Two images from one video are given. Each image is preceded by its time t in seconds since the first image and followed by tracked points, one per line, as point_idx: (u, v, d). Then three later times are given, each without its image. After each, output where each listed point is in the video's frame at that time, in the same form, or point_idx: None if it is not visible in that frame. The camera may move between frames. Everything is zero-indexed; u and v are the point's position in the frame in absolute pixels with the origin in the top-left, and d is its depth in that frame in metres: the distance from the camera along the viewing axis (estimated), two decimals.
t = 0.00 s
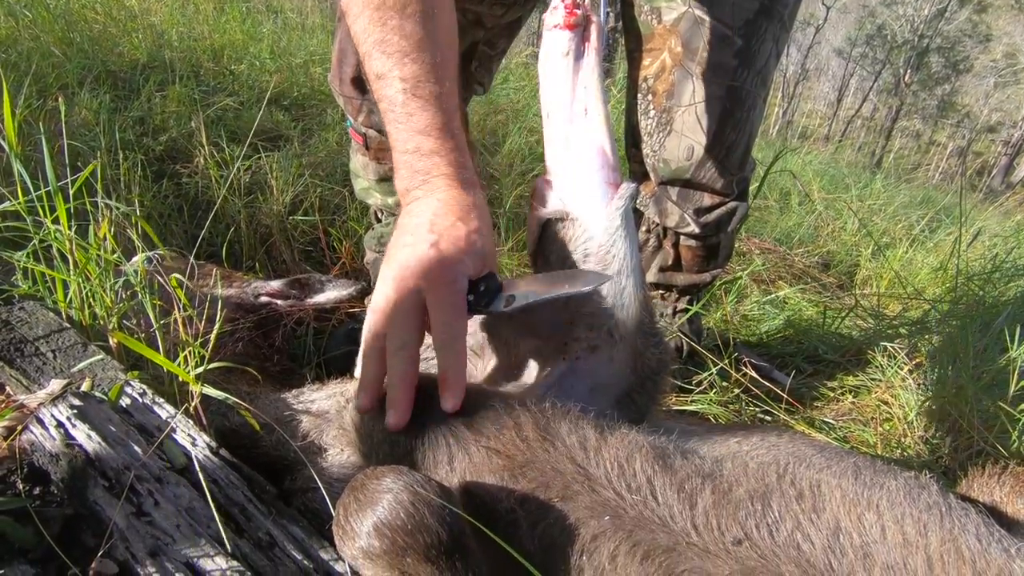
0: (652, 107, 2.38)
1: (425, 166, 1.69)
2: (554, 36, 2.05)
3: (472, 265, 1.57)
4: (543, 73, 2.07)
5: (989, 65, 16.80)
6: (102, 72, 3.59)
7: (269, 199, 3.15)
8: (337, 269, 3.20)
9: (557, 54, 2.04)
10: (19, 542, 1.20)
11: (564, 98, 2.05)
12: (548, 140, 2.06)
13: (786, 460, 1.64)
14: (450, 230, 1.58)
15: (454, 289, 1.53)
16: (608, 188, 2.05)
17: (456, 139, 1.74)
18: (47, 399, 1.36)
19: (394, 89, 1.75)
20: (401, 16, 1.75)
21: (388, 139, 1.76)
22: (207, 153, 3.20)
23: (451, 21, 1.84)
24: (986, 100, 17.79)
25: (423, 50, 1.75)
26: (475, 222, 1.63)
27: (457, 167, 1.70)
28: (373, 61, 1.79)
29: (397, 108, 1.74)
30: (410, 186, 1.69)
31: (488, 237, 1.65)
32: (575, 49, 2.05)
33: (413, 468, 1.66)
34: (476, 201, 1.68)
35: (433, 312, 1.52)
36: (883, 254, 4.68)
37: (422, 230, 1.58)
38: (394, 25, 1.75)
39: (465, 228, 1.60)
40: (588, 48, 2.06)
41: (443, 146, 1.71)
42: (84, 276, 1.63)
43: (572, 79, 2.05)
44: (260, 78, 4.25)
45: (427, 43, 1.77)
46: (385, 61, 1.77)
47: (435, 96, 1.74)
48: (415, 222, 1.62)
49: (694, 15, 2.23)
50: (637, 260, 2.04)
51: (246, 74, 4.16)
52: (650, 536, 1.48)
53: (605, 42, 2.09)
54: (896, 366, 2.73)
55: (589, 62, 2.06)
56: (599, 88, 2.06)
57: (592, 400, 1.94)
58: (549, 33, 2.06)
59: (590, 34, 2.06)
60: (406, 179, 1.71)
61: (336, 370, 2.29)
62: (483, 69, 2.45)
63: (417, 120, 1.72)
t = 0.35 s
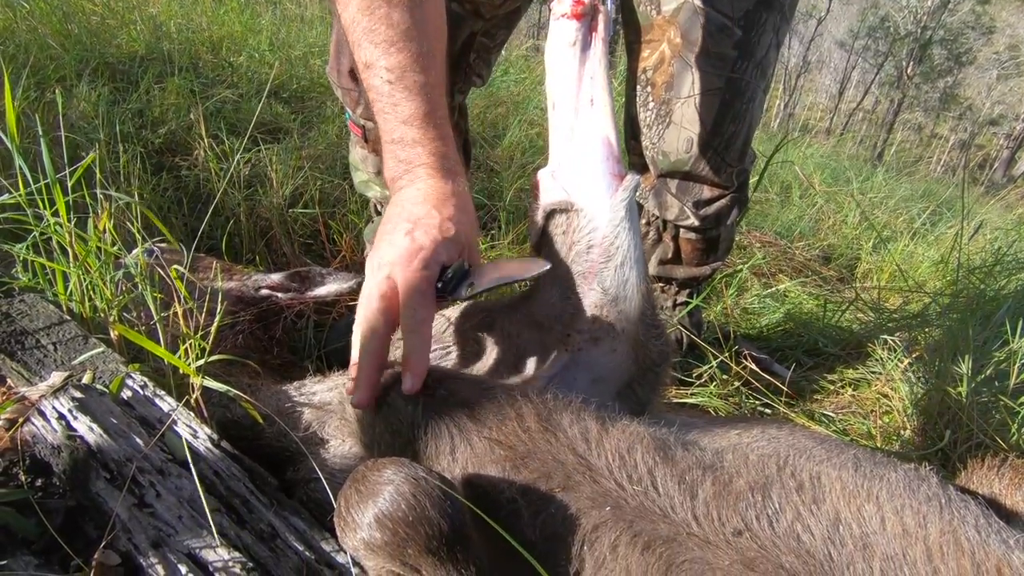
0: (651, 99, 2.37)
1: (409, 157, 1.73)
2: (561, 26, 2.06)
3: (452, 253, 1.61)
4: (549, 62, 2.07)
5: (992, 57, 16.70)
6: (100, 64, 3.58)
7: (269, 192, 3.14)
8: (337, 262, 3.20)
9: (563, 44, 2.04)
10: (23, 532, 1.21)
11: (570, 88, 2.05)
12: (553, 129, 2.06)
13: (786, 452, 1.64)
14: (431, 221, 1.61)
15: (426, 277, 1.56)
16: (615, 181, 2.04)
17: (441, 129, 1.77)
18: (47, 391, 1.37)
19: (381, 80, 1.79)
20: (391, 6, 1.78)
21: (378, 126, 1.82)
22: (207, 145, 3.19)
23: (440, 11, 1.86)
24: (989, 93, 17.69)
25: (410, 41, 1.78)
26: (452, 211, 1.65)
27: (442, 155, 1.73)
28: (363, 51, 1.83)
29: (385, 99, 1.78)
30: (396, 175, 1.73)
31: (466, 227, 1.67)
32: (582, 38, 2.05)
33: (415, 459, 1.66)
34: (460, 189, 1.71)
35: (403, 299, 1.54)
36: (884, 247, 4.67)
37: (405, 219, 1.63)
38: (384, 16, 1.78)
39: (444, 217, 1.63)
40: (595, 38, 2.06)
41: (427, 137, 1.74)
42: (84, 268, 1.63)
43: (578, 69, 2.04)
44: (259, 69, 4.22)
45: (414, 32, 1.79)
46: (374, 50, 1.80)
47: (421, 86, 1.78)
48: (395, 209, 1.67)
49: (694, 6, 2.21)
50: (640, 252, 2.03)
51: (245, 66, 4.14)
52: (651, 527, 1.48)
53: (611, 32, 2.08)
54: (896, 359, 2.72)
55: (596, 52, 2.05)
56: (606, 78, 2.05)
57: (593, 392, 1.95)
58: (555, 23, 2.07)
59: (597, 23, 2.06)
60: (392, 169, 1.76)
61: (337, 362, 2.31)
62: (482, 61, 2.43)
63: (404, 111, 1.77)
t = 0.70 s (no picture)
0: (652, 93, 2.36)
1: (387, 146, 1.76)
2: (564, 20, 2.04)
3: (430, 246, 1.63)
4: (552, 57, 2.06)
5: (995, 52, 16.62)
6: (100, 59, 3.57)
7: (270, 187, 3.14)
8: (338, 258, 3.20)
9: (566, 38, 2.03)
10: (27, 527, 1.20)
11: (573, 82, 2.04)
12: (555, 124, 2.07)
13: (787, 448, 1.65)
14: (407, 216, 1.63)
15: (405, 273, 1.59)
16: (618, 176, 2.04)
17: (421, 117, 1.79)
18: (51, 387, 1.37)
19: (365, 65, 1.82)
20: None
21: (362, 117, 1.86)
22: (207, 141, 3.18)
23: None
24: (991, 87, 17.61)
25: (392, 27, 1.81)
26: (429, 203, 1.67)
27: (421, 146, 1.76)
28: (346, 36, 1.86)
29: (366, 87, 1.82)
30: (376, 166, 1.76)
31: (445, 217, 1.69)
32: (586, 32, 2.03)
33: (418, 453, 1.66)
34: (438, 179, 1.74)
35: (384, 298, 1.58)
36: (886, 242, 4.66)
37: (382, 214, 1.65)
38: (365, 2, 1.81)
39: (421, 209, 1.65)
40: (599, 32, 2.04)
41: (406, 125, 1.77)
42: (85, 264, 1.64)
43: (580, 63, 2.03)
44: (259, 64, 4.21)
45: (395, 17, 1.81)
46: (355, 35, 1.83)
47: (401, 73, 1.80)
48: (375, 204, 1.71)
49: None
50: (642, 247, 2.03)
51: (245, 61, 4.12)
52: (653, 521, 1.49)
53: (615, 26, 2.07)
54: (896, 354, 2.71)
55: (599, 46, 2.04)
56: (609, 73, 2.04)
57: (595, 387, 1.95)
58: (558, 16, 2.05)
59: (600, 17, 2.04)
60: (372, 159, 1.79)
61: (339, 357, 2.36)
62: (483, 56, 2.43)
63: (383, 99, 1.79)
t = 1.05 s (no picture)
0: (654, 90, 2.28)
1: (343, 114, 1.76)
2: (568, 12, 2.04)
3: (393, 210, 1.72)
4: (556, 48, 2.06)
5: (996, 48, 16.57)
6: (100, 56, 3.56)
7: (271, 185, 3.14)
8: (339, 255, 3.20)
9: (571, 29, 2.02)
10: (30, 523, 1.21)
11: (576, 74, 2.04)
12: (558, 114, 2.07)
13: (789, 443, 1.65)
14: (369, 184, 1.70)
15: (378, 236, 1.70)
16: (620, 167, 2.03)
17: (377, 84, 1.78)
18: (52, 385, 1.37)
19: (317, 30, 1.74)
20: None
21: (307, 75, 1.80)
22: (208, 138, 3.18)
23: None
24: (992, 85, 17.57)
25: None
26: (388, 171, 1.73)
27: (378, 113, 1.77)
28: None
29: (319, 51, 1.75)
30: (330, 131, 1.77)
31: (404, 181, 1.77)
32: (590, 24, 2.03)
33: (422, 445, 1.67)
34: (393, 145, 1.77)
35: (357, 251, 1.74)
36: (887, 240, 4.65)
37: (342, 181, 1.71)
38: None
39: (380, 177, 1.71)
40: (603, 24, 2.03)
41: (361, 94, 1.75)
42: (86, 261, 1.64)
43: (584, 55, 2.03)
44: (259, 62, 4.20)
45: None
46: None
47: (357, 41, 1.75)
48: (331, 167, 1.74)
49: None
50: (644, 239, 2.04)
51: (245, 58, 4.12)
52: (656, 514, 1.49)
53: (619, 18, 2.06)
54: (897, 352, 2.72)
55: (603, 39, 2.03)
56: (613, 66, 2.03)
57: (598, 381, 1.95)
58: (563, 10, 2.06)
59: (605, 10, 2.03)
60: (326, 121, 1.78)
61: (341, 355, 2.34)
62: (485, 52, 2.43)
63: (338, 66, 1.75)
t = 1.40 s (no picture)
0: (655, 89, 2.33)
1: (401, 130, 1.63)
2: (573, 9, 2.00)
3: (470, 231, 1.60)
4: (561, 46, 2.04)
5: (998, 47, 16.52)
6: (101, 55, 3.56)
7: (271, 184, 3.14)
8: (339, 254, 3.19)
9: (575, 27, 1.99)
10: (32, 522, 1.22)
11: (580, 72, 2.02)
12: (562, 112, 2.06)
13: (789, 442, 1.65)
14: (444, 204, 1.56)
15: (460, 261, 1.56)
16: (623, 165, 2.04)
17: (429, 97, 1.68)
18: (55, 383, 1.38)
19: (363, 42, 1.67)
20: None
21: (352, 92, 1.70)
22: (208, 137, 3.18)
23: None
24: (994, 83, 17.53)
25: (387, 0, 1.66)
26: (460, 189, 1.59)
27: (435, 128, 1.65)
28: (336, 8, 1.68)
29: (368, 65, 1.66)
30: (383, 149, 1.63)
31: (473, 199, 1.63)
32: (595, 22, 1.99)
33: (423, 444, 1.67)
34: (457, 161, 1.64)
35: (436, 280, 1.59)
36: (888, 239, 4.64)
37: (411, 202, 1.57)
38: None
39: (454, 197, 1.58)
40: (608, 22, 2.00)
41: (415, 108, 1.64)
42: (88, 261, 1.64)
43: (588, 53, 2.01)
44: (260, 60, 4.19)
45: None
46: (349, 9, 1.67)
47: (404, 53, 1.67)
48: (395, 192, 1.60)
49: None
50: (645, 237, 2.05)
51: (245, 57, 4.11)
52: (656, 512, 1.50)
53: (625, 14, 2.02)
54: (897, 350, 2.71)
55: (608, 36, 2.00)
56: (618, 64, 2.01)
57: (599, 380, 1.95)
58: (569, 6, 2.02)
59: (610, 7, 1.98)
60: (380, 139, 1.64)
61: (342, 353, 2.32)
62: (486, 51, 2.43)
63: (388, 80, 1.65)
